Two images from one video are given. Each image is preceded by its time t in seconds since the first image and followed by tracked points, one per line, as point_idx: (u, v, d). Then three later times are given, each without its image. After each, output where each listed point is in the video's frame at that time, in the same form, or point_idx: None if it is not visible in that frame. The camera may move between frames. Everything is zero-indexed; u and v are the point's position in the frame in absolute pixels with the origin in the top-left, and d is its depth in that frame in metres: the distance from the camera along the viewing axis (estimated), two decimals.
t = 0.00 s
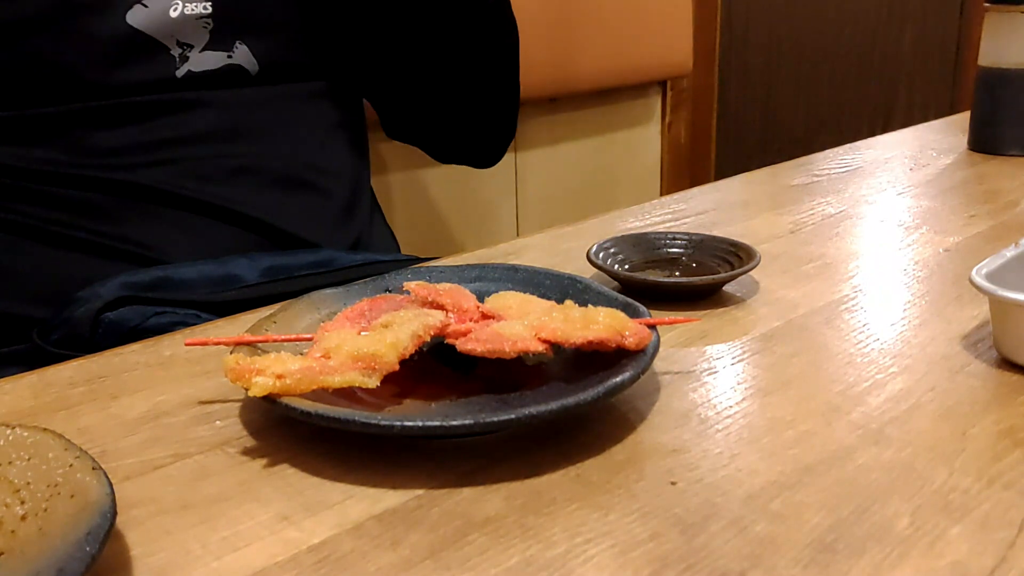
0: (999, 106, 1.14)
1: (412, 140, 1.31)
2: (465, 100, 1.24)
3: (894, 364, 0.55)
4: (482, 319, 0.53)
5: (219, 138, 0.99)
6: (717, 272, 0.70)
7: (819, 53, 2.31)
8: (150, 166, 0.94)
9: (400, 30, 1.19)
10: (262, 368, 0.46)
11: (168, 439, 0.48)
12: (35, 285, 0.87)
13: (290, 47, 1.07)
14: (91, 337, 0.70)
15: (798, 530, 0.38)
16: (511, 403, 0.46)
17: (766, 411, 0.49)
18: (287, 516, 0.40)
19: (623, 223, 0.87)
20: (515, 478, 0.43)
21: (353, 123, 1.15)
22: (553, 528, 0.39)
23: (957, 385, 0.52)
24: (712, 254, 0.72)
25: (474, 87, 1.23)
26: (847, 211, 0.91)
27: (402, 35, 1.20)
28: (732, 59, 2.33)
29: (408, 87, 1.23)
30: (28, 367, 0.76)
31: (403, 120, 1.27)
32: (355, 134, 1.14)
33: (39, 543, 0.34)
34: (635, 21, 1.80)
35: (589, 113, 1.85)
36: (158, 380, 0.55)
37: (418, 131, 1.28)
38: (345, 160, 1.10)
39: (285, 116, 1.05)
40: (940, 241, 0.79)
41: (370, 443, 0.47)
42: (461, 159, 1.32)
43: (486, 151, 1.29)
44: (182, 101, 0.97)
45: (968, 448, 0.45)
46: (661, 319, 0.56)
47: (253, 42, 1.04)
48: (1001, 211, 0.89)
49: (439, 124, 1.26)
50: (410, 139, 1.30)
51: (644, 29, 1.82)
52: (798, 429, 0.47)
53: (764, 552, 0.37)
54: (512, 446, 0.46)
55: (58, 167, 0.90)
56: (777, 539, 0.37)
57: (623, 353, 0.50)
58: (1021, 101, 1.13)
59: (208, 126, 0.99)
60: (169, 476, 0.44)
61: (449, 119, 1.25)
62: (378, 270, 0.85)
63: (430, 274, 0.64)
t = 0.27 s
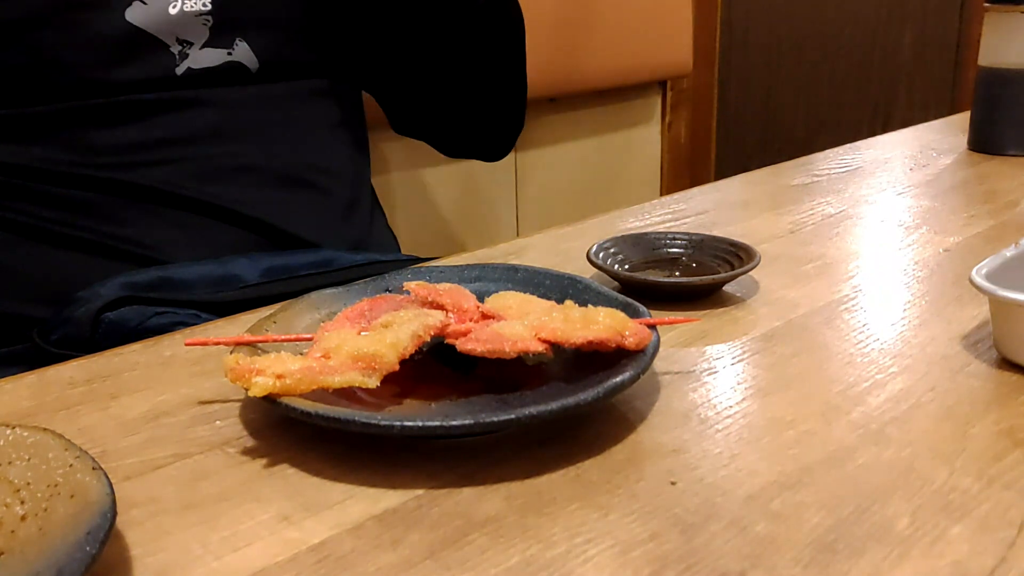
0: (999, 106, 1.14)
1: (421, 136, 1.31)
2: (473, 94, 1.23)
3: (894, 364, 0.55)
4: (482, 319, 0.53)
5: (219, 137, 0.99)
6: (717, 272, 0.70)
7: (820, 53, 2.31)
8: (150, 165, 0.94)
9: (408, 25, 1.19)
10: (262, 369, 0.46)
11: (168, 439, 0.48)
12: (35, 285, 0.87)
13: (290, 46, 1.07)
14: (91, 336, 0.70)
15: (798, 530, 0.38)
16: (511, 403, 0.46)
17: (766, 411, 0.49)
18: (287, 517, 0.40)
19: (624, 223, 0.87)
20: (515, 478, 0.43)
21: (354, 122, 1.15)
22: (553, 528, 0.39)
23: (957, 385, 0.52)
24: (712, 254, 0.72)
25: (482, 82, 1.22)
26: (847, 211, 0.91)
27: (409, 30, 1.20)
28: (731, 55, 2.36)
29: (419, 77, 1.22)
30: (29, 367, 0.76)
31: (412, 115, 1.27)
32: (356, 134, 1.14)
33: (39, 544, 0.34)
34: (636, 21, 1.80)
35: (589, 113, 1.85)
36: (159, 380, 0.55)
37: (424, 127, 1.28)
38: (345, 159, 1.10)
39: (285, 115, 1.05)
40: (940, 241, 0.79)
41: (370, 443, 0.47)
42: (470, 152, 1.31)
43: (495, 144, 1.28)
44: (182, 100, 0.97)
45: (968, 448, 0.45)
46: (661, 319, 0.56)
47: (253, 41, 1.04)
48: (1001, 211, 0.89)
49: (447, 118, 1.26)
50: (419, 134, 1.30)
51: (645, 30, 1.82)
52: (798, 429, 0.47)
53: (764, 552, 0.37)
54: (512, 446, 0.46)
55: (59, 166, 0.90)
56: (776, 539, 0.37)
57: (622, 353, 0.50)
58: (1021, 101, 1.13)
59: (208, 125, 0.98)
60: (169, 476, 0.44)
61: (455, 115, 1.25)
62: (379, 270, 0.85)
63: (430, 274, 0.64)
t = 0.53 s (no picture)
0: (999, 106, 1.14)
1: (425, 132, 1.31)
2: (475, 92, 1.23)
3: (894, 364, 0.55)
4: (482, 319, 0.53)
5: (220, 137, 0.99)
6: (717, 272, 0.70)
7: (820, 53, 2.31)
8: (151, 165, 0.94)
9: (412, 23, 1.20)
10: (262, 368, 0.46)
11: (168, 439, 0.48)
12: (35, 284, 0.87)
13: (291, 45, 1.07)
14: (91, 336, 0.70)
15: (798, 529, 0.38)
16: (511, 403, 0.46)
17: (766, 411, 0.49)
18: (287, 516, 0.40)
19: (624, 223, 0.87)
20: (515, 478, 0.43)
21: (354, 122, 1.14)
22: (553, 528, 0.39)
23: (956, 385, 0.52)
24: (712, 254, 0.72)
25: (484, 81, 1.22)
26: (847, 211, 0.91)
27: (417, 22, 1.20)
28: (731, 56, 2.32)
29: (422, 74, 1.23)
30: (29, 366, 0.77)
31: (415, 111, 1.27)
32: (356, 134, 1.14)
33: (40, 543, 0.34)
34: (636, 21, 1.80)
35: (589, 114, 1.85)
36: (159, 380, 0.55)
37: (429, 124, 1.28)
38: (346, 159, 1.10)
39: (286, 115, 1.05)
40: (940, 241, 0.79)
41: (370, 443, 0.47)
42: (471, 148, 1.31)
43: (497, 141, 1.28)
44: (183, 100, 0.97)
45: (968, 448, 0.45)
46: (661, 319, 0.56)
47: (253, 40, 1.03)
48: (1001, 211, 0.89)
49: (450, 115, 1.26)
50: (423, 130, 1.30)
51: (645, 30, 1.83)
52: (798, 429, 0.47)
53: (764, 552, 0.37)
54: (512, 446, 0.46)
55: (59, 166, 0.90)
56: (776, 539, 0.37)
57: (622, 353, 0.50)
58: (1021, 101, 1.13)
59: (208, 125, 0.98)
60: (169, 476, 0.44)
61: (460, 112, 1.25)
62: (379, 270, 0.85)
63: (430, 274, 0.64)
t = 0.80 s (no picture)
0: (1000, 106, 1.14)
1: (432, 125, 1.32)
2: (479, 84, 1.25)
3: (894, 364, 0.55)
4: (482, 319, 0.53)
5: (220, 137, 0.99)
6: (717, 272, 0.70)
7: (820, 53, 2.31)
8: (151, 165, 0.94)
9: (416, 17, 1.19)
10: (262, 369, 0.46)
11: (168, 439, 0.48)
12: (36, 285, 0.87)
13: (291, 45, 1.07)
14: (91, 336, 0.70)
15: (798, 530, 0.38)
16: (511, 403, 0.46)
17: (766, 411, 0.49)
18: (287, 516, 0.40)
19: (624, 223, 0.87)
20: (515, 478, 0.43)
21: (354, 121, 1.14)
22: (553, 528, 0.39)
23: (956, 385, 0.52)
24: (712, 255, 0.72)
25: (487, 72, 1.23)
26: (847, 211, 0.91)
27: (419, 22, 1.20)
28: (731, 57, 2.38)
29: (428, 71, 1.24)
30: (30, 366, 0.77)
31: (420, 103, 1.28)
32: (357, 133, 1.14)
33: (40, 543, 0.34)
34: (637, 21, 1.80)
35: (589, 113, 1.85)
36: (159, 380, 0.55)
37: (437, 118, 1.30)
38: (346, 159, 1.10)
39: (286, 115, 1.05)
40: (940, 241, 0.79)
41: (370, 443, 0.47)
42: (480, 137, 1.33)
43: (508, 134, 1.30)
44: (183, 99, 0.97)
45: (968, 448, 0.45)
46: (661, 319, 0.56)
47: (253, 40, 1.03)
48: (1001, 211, 0.89)
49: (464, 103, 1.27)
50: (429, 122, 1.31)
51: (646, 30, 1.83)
52: (798, 429, 0.47)
53: (763, 552, 0.37)
54: (512, 446, 0.46)
55: (59, 166, 0.90)
56: (776, 539, 0.37)
57: (622, 353, 0.50)
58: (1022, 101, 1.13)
59: (209, 125, 0.98)
60: (169, 476, 0.44)
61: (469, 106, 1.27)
62: (379, 269, 0.85)
63: (430, 274, 0.64)
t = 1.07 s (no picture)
0: (999, 106, 1.14)
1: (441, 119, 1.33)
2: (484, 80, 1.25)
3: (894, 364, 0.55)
4: (482, 319, 0.53)
5: (220, 137, 0.99)
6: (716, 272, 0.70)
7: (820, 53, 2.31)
8: (151, 166, 0.94)
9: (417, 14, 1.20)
10: (262, 368, 0.46)
11: (168, 438, 0.48)
12: (36, 284, 0.87)
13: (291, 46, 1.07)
14: (91, 336, 0.70)
15: (798, 529, 0.38)
16: (511, 403, 0.46)
17: (766, 410, 0.49)
18: (287, 516, 0.40)
19: (624, 223, 0.87)
20: (515, 478, 0.43)
21: (354, 121, 1.14)
22: (553, 528, 0.39)
23: (956, 385, 0.52)
24: (712, 255, 0.72)
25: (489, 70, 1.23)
26: (847, 211, 0.91)
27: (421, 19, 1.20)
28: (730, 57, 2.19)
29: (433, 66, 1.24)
30: (30, 365, 0.77)
31: (426, 97, 1.29)
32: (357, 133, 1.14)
33: (40, 543, 0.34)
34: (637, 21, 1.80)
35: (589, 113, 1.85)
36: (159, 380, 0.55)
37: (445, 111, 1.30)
38: (346, 159, 1.10)
39: (286, 114, 1.05)
40: (940, 241, 0.79)
41: (370, 443, 0.47)
42: (482, 133, 1.33)
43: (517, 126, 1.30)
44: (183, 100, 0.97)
45: (967, 448, 0.45)
46: (661, 319, 0.56)
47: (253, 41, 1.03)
48: (1001, 211, 0.89)
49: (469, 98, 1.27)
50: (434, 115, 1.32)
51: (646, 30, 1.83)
52: (799, 429, 0.47)
53: (763, 552, 0.37)
54: (512, 446, 0.46)
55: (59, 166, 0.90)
56: (776, 539, 0.37)
57: (622, 353, 0.50)
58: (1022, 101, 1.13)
59: (209, 125, 0.98)
60: (169, 476, 0.44)
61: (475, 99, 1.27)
62: (378, 269, 0.85)
63: (431, 274, 0.64)
